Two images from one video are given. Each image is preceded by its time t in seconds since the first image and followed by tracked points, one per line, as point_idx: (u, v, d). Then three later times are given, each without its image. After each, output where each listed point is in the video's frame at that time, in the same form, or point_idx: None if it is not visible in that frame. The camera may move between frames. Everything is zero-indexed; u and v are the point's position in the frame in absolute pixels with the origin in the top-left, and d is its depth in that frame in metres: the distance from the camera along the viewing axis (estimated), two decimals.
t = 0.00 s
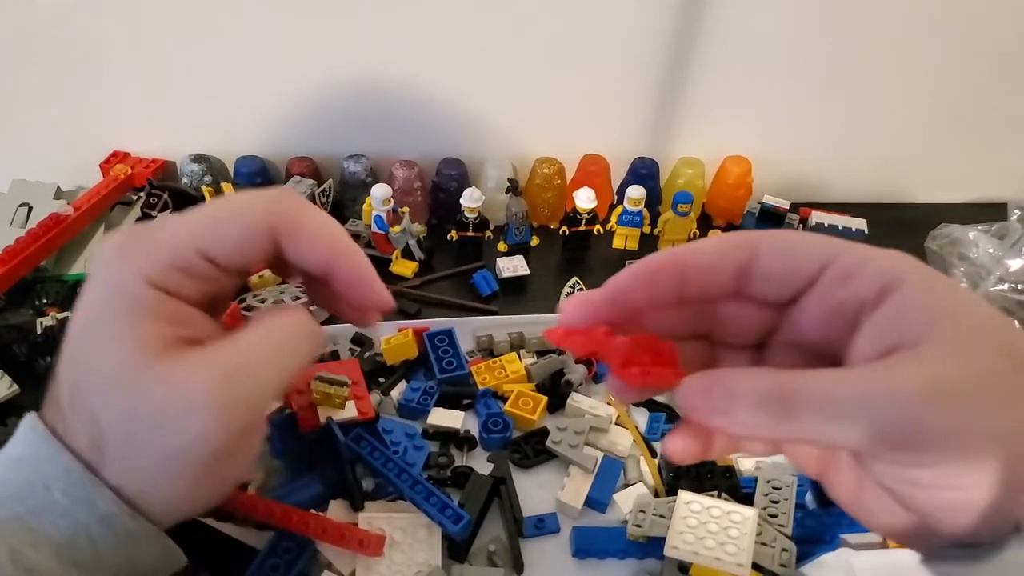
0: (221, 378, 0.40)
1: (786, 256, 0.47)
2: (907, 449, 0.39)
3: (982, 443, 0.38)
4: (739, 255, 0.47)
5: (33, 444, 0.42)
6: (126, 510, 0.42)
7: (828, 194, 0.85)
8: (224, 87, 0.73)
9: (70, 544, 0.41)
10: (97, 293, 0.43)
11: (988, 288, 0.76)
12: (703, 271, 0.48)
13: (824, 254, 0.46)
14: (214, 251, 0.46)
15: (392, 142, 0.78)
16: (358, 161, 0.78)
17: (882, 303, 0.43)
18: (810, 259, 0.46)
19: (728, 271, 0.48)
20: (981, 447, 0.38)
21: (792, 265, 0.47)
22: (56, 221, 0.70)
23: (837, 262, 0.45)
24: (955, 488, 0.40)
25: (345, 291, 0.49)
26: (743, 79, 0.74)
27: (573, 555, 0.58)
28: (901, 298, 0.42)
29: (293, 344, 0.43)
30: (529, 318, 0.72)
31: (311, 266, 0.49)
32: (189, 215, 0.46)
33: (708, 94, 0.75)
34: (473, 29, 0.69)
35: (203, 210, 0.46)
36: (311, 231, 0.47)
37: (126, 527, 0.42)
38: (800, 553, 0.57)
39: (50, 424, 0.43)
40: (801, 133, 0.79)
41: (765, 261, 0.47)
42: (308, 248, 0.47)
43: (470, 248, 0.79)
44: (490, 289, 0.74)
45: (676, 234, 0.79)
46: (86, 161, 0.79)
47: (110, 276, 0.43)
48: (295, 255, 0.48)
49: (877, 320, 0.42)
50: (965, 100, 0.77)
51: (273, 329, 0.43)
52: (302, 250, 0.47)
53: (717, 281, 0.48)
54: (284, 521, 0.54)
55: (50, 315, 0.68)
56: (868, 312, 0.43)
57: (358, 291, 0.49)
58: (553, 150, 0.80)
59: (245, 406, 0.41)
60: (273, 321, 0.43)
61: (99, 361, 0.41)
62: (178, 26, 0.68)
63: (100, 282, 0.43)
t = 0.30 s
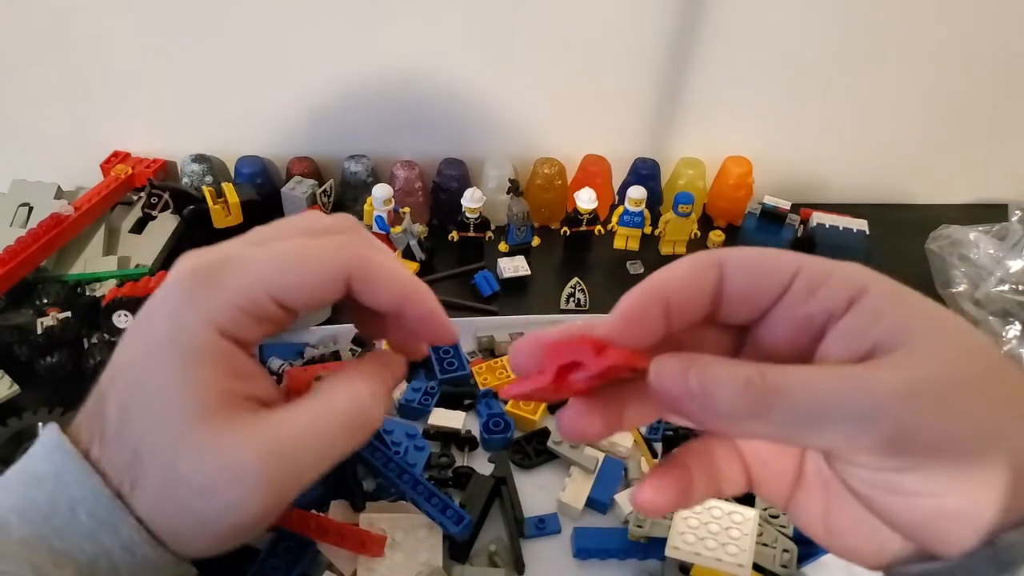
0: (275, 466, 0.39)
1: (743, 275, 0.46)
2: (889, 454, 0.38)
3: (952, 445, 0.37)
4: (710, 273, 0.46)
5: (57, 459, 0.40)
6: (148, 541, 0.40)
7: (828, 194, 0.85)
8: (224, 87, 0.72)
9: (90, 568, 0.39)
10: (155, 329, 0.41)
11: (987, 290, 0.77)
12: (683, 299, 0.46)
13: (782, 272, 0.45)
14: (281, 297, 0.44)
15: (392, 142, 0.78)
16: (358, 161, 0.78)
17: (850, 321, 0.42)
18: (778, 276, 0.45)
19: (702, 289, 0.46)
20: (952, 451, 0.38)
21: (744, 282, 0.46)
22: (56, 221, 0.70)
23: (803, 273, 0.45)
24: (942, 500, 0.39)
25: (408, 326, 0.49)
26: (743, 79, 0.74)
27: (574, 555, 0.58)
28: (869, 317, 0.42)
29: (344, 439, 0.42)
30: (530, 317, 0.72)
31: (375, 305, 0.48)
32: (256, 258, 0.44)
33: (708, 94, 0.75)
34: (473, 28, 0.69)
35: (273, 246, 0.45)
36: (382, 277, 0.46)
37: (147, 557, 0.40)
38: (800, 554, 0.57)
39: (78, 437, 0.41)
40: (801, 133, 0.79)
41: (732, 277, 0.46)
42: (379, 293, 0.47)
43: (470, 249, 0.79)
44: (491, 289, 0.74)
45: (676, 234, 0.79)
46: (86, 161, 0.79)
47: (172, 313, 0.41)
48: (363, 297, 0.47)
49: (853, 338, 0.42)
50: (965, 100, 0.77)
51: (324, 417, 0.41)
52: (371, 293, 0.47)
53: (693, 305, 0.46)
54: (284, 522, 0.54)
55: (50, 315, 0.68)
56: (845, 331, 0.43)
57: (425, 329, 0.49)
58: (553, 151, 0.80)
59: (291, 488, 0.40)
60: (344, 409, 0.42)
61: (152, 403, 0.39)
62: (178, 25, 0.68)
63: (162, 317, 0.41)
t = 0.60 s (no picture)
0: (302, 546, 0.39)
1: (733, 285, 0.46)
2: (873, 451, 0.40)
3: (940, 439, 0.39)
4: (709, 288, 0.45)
5: (57, 527, 0.40)
6: None
7: (827, 194, 0.85)
8: (224, 87, 0.73)
9: None
10: (148, 412, 0.39)
11: (986, 290, 0.77)
12: (679, 315, 0.44)
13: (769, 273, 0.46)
14: (282, 366, 0.41)
15: (392, 142, 0.78)
16: (358, 161, 0.78)
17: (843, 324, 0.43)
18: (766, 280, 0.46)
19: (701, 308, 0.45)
20: (941, 445, 0.39)
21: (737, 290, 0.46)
22: (56, 221, 0.70)
23: (796, 270, 0.46)
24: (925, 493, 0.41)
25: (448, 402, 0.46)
26: (742, 80, 0.74)
27: (573, 555, 0.58)
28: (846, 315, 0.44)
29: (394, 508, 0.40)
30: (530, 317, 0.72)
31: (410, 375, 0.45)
32: (254, 321, 0.41)
33: (708, 94, 0.75)
34: (473, 29, 0.69)
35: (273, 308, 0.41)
36: (410, 344, 0.43)
37: None
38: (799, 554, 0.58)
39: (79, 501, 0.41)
40: (801, 134, 0.79)
41: (728, 286, 0.46)
42: (413, 362, 0.44)
43: (470, 249, 0.79)
44: (490, 290, 0.74)
45: (676, 234, 0.79)
46: (86, 161, 0.79)
47: (165, 395, 0.39)
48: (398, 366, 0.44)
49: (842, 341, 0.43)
50: (965, 100, 0.77)
51: (379, 484, 0.40)
52: (408, 362, 0.44)
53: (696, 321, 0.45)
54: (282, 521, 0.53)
55: (50, 316, 0.67)
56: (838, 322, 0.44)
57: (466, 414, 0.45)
58: (553, 151, 0.80)
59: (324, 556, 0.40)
60: (389, 464, 0.41)
61: (156, 492, 0.38)
62: (177, 26, 0.68)
63: (155, 398, 0.39)
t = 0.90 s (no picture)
0: (294, 486, 0.40)
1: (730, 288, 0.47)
2: (879, 466, 0.38)
3: (954, 446, 0.37)
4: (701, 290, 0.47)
5: (49, 495, 0.38)
6: None
7: (827, 195, 0.85)
8: (224, 87, 0.72)
9: None
10: (135, 370, 0.40)
11: (986, 291, 0.76)
12: (667, 305, 0.47)
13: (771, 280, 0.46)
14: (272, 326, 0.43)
15: (392, 142, 0.78)
16: (358, 161, 0.78)
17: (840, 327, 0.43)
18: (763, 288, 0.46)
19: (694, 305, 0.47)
20: (957, 451, 0.37)
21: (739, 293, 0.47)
22: (56, 221, 0.70)
23: (799, 283, 0.46)
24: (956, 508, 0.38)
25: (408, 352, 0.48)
26: (741, 80, 0.74)
27: (574, 555, 0.58)
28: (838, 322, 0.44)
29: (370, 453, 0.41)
30: (530, 317, 0.71)
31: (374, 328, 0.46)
32: (242, 278, 0.42)
33: (708, 94, 0.75)
34: (473, 30, 0.69)
35: (258, 266, 0.43)
36: (384, 302, 0.45)
37: None
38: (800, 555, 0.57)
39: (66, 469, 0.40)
40: (801, 135, 0.79)
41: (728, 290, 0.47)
42: (384, 317, 0.46)
43: (470, 249, 0.79)
44: (490, 290, 0.74)
45: (676, 234, 0.79)
46: (86, 161, 0.79)
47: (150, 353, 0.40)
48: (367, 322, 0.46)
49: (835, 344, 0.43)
50: (965, 101, 0.77)
51: (357, 429, 0.42)
52: (375, 318, 0.46)
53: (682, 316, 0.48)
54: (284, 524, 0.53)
55: (50, 316, 0.68)
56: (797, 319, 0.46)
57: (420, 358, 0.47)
58: (553, 151, 0.80)
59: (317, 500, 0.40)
60: (363, 412, 0.43)
61: (148, 446, 0.39)
62: (177, 26, 0.68)
63: (141, 356, 0.40)
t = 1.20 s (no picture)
0: (337, 497, 0.41)
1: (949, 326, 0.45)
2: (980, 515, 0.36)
3: None
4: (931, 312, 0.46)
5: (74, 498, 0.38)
6: None
7: (827, 195, 0.85)
8: (224, 87, 0.72)
9: None
10: (181, 384, 0.38)
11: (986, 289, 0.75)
12: (883, 327, 0.46)
13: None
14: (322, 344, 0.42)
15: (391, 142, 0.78)
16: (358, 161, 0.78)
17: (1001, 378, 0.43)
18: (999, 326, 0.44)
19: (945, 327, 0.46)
20: None
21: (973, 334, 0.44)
22: (56, 221, 0.70)
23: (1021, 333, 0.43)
24: None
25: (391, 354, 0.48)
26: (740, 80, 0.74)
27: (573, 555, 0.58)
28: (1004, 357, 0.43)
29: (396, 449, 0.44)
30: (529, 317, 0.72)
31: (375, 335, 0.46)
32: (290, 300, 0.41)
33: (708, 94, 0.75)
34: (473, 29, 0.69)
35: (306, 288, 0.42)
36: (412, 323, 0.46)
37: None
38: (800, 554, 0.57)
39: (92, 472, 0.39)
40: (801, 135, 0.79)
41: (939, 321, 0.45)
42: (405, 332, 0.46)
43: (470, 249, 0.79)
44: (490, 289, 0.74)
45: (675, 234, 0.79)
46: (86, 161, 0.79)
47: (199, 369, 0.39)
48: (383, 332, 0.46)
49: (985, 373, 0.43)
50: (966, 100, 0.77)
51: (388, 429, 0.44)
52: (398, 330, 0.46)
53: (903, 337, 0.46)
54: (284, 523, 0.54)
55: (49, 316, 0.68)
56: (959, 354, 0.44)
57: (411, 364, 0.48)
58: (553, 151, 0.80)
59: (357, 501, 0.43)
60: (383, 416, 0.45)
61: (198, 459, 0.38)
62: (177, 26, 0.68)
63: (187, 371, 0.39)
